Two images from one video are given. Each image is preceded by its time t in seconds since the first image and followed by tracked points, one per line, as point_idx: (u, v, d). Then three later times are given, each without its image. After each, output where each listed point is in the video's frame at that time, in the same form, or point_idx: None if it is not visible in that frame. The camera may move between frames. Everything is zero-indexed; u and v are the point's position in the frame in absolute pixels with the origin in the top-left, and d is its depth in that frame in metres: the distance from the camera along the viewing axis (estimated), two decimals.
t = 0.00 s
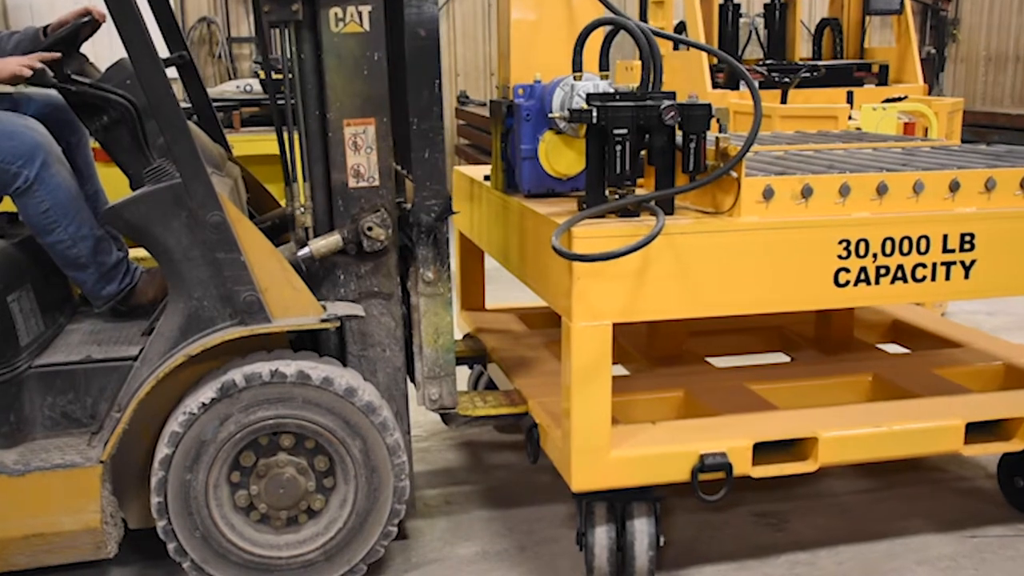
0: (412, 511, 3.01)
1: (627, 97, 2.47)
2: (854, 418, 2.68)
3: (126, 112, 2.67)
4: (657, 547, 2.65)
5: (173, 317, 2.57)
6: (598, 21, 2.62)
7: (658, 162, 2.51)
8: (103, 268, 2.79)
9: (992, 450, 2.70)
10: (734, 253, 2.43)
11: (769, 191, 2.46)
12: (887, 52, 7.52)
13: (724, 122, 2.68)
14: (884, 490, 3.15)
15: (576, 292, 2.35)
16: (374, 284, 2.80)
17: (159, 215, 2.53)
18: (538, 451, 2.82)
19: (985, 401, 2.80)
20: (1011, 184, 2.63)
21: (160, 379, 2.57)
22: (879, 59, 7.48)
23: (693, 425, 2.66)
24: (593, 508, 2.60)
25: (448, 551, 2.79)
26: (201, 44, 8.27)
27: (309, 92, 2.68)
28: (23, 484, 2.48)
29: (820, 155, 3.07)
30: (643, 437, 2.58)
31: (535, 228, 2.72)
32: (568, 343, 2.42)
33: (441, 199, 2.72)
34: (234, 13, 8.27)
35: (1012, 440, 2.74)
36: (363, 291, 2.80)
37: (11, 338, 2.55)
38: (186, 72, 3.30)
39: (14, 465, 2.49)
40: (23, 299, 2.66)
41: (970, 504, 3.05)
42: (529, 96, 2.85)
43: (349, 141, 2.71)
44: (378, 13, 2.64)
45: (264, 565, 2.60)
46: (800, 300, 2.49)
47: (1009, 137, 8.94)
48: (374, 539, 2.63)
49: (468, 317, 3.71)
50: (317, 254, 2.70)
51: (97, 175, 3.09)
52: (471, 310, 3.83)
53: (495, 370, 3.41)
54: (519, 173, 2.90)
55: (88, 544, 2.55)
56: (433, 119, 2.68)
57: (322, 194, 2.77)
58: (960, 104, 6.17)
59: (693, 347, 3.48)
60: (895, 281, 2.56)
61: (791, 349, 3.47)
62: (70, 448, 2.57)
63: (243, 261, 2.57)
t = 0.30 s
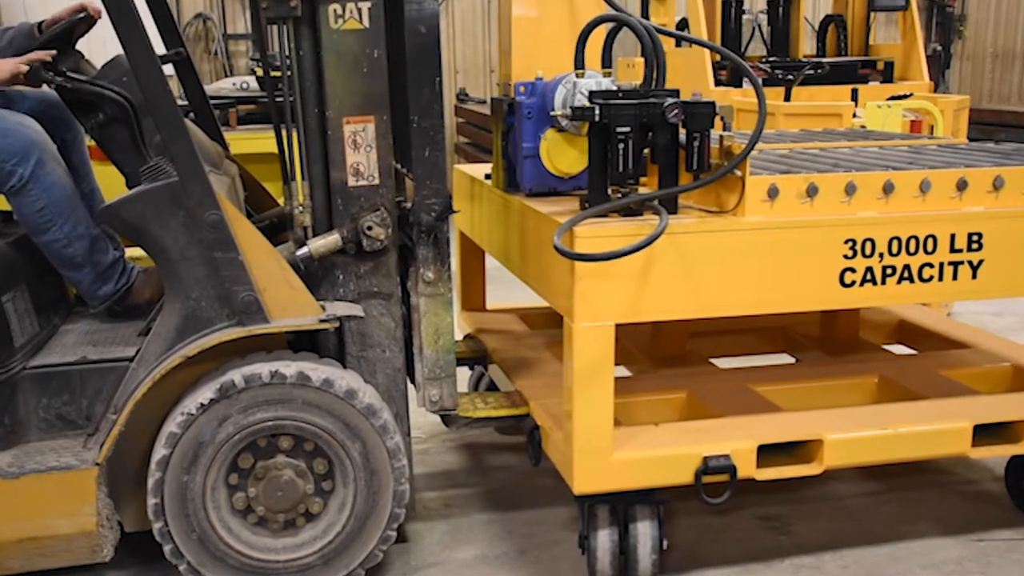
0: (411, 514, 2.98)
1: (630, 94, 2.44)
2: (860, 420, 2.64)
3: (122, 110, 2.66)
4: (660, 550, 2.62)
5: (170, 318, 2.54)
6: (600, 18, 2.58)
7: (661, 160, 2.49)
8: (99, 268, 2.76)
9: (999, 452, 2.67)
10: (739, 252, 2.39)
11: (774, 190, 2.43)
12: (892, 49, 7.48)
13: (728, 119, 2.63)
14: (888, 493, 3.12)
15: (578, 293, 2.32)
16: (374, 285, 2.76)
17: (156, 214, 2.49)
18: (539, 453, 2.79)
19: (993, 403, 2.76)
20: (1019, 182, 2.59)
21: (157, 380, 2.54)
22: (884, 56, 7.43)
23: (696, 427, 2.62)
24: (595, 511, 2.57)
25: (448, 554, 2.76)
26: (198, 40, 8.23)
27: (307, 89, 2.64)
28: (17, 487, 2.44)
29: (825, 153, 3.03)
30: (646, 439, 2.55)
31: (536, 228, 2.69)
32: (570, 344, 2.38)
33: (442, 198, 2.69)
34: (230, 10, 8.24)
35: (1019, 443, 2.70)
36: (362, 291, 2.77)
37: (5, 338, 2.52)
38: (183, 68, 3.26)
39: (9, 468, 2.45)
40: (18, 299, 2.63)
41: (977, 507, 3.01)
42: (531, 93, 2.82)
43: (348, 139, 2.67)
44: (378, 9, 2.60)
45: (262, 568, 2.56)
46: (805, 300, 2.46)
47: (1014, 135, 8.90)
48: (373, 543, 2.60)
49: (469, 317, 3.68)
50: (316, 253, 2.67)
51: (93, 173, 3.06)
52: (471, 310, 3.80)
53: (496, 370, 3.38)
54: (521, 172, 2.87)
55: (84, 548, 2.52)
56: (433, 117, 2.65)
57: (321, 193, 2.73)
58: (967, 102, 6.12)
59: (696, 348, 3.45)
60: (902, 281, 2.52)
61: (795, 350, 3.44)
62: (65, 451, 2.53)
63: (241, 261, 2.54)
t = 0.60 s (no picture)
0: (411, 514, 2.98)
1: (631, 95, 2.44)
2: (860, 420, 2.65)
3: (123, 111, 2.66)
4: (661, 550, 2.62)
5: (171, 317, 2.54)
6: (601, 18, 2.58)
7: (663, 161, 2.49)
8: (99, 268, 2.76)
9: (1000, 452, 2.67)
10: (739, 252, 2.39)
11: (775, 190, 2.43)
12: (892, 49, 7.48)
13: (729, 120, 2.63)
14: (889, 493, 3.12)
15: (580, 293, 2.32)
16: (375, 285, 2.76)
17: (157, 214, 2.50)
18: (540, 453, 2.79)
19: (993, 403, 2.76)
20: (1020, 183, 2.59)
21: (158, 380, 2.54)
22: (884, 56, 7.43)
23: (696, 427, 2.62)
24: (596, 511, 2.57)
25: (448, 555, 2.76)
26: (198, 40, 8.23)
27: (309, 89, 2.65)
28: (18, 487, 2.44)
29: (825, 153, 3.03)
30: (647, 439, 2.55)
31: (537, 227, 2.69)
32: (571, 344, 2.38)
33: (443, 199, 2.69)
34: (231, 10, 8.24)
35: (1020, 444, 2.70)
36: (363, 291, 2.77)
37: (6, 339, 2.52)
38: (184, 67, 3.26)
39: (10, 467, 2.45)
40: (19, 299, 2.63)
41: (977, 507, 3.01)
42: (532, 94, 2.83)
43: (349, 140, 2.67)
44: (379, 9, 2.60)
45: (262, 568, 2.56)
46: (807, 300, 2.46)
47: (1014, 135, 8.91)
48: (373, 544, 2.60)
49: (469, 318, 3.68)
50: (316, 254, 2.66)
51: (94, 173, 3.05)
52: (471, 310, 3.80)
53: (497, 370, 3.38)
54: (522, 172, 2.87)
55: (85, 547, 2.52)
56: (434, 117, 2.65)
57: (322, 193, 2.73)
58: (966, 102, 6.12)
59: (697, 349, 3.45)
60: (903, 281, 2.52)
61: (795, 350, 3.44)
62: (66, 451, 2.53)
63: (242, 261, 2.54)
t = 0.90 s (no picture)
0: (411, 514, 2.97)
1: (631, 95, 2.44)
2: (861, 420, 2.65)
3: (124, 110, 2.67)
4: (661, 550, 2.62)
5: (172, 318, 2.54)
6: (601, 19, 2.59)
7: (663, 161, 2.49)
8: (99, 269, 2.76)
9: (1000, 453, 2.67)
10: (740, 252, 2.40)
11: (775, 191, 2.43)
12: (892, 49, 7.48)
13: (731, 120, 2.63)
14: (889, 493, 3.12)
15: (580, 292, 2.32)
16: (375, 285, 2.76)
17: (158, 214, 2.50)
18: (541, 452, 2.79)
19: (994, 403, 2.76)
20: (1021, 183, 2.59)
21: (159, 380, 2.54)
22: (884, 56, 7.43)
23: (697, 427, 2.62)
24: (597, 511, 2.57)
25: (448, 555, 2.76)
26: (198, 41, 8.23)
27: (309, 89, 2.65)
28: (19, 487, 2.44)
29: (826, 153, 3.03)
30: (648, 439, 2.55)
31: (538, 227, 2.69)
32: (572, 344, 2.38)
33: (443, 198, 2.69)
34: (231, 10, 8.25)
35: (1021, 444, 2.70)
36: (364, 291, 2.77)
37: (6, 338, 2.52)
38: (185, 67, 3.26)
39: (11, 467, 2.46)
40: (20, 299, 2.63)
41: (978, 508, 3.01)
42: (533, 94, 2.83)
43: (350, 140, 2.67)
44: (380, 9, 2.61)
45: (262, 568, 2.56)
46: (807, 300, 2.46)
47: (1014, 135, 8.91)
48: (373, 544, 2.60)
49: (470, 317, 3.68)
50: (317, 254, 2.67)
51: (94, 173, 3.05)
52: (472, 310, 3.80)
53: (497, 370, 3.38)
54: (523, 172, 2.87)
55: (86, 548, 2.52)
56: (434, 118, 2.65)
57: (322, 193, 2.73)
58: (966, 102, 6.11)
59: (697, 349, 3.45)
60: (904, 281, 2.52)
61: (796, 350, 3.44)
62: (67, 451, 2.53)
63: (243, 261, 2.54)
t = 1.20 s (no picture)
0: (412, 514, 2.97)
1: (633, 95, 2.44)
2: (862, 420, 2.65)
3: (126, 110, 2.67)
4: (663, 550, 2.62)
5: (174, 318, 2.54)
6: (602, 19, 2.59)
7: (665, 161, 2.48)
8: (99, 268, 2.76)
9: (1001, 453, 2.67)
10: (742, 252, 2.40)
11: (777, 191, 2.43)
12: (892, 49, 7.48)
13: (732, 120, 2.63)
14: (889, 493, 3.12)
15: (582, 293, 2.33)
16: (377, 285, 2.76)
17: (160, 214, 2.50)
18: (542, 453, 2.79)
19: (995, 403, 2.76)
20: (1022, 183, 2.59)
21: (161, 380, 2.54)
22: (884, 56, 7.43)
23: (698, 427, 2.62)
24: (598, 511, 2.57)
25: (448, 555, 2.76)
26: (198, 41, 8.23)
27: (311, 90, 2.66)
28: (20, 486, 2.44)
29: (827, 153, 3.04)
30: (650, 439, 2.55)
31: (539, 227, 2.69)
32: (574, 344, 2.38)
33: (445, 198, 2.69)
34: (231, 10, 8.25)
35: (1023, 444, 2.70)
36: (365, 291, 2.77)
37: (7, 338, 2.52)
38: (186, 67, 3.25)
39: (12, 467, 2.46)
40: (21, 299, 2.63)
41: (980, 508, 3.01)
42: (534, 94, 2.83)
43: (351, 140, 2.67)
44: (381, 9, 2.61)
45: (263, 569, 2.56)
46: (809, 300, 2.46)
47: (1014, 135, 8.92)
48: (374, 546, 2.60)
49: (471, 318, 3.68)
50: (319, 254, 2.67)
51: (96, 173, 3.05)
52: (473, 311, 3.80)
53: (498, 370, 3.38)
54: (524, 172, 2.87)
55: (87, 548, 2.52)
56: (436, 118, 2.65)
57: (324, 193, 2.73)
58: (966, 102, 6.11)
59: (698, 349, 3.45)
60: (905, 282, 2.52)
61: (797, 351, 3.44)
62: (69, 451, 2.53)
63: (244, 262, 2.54)
